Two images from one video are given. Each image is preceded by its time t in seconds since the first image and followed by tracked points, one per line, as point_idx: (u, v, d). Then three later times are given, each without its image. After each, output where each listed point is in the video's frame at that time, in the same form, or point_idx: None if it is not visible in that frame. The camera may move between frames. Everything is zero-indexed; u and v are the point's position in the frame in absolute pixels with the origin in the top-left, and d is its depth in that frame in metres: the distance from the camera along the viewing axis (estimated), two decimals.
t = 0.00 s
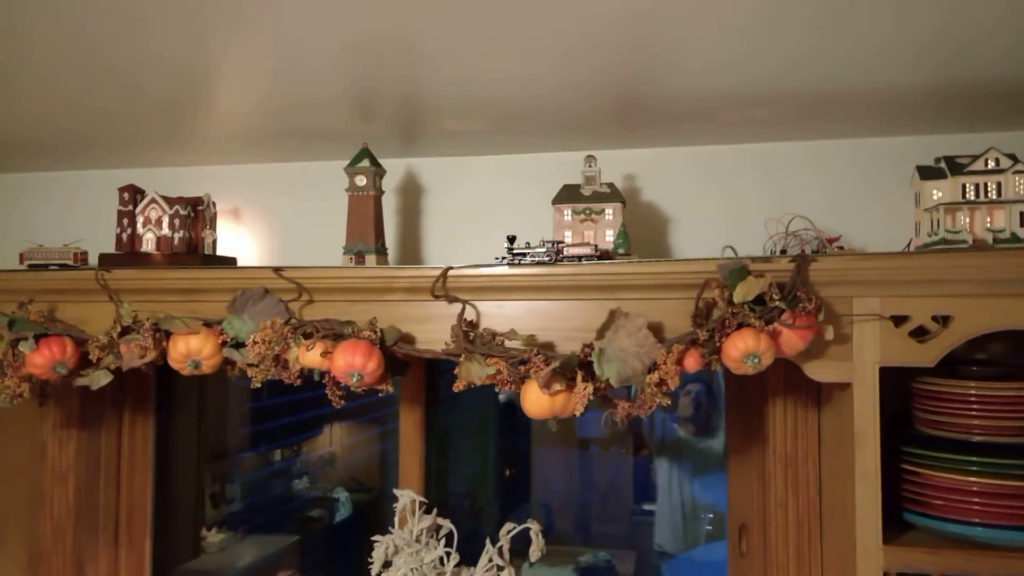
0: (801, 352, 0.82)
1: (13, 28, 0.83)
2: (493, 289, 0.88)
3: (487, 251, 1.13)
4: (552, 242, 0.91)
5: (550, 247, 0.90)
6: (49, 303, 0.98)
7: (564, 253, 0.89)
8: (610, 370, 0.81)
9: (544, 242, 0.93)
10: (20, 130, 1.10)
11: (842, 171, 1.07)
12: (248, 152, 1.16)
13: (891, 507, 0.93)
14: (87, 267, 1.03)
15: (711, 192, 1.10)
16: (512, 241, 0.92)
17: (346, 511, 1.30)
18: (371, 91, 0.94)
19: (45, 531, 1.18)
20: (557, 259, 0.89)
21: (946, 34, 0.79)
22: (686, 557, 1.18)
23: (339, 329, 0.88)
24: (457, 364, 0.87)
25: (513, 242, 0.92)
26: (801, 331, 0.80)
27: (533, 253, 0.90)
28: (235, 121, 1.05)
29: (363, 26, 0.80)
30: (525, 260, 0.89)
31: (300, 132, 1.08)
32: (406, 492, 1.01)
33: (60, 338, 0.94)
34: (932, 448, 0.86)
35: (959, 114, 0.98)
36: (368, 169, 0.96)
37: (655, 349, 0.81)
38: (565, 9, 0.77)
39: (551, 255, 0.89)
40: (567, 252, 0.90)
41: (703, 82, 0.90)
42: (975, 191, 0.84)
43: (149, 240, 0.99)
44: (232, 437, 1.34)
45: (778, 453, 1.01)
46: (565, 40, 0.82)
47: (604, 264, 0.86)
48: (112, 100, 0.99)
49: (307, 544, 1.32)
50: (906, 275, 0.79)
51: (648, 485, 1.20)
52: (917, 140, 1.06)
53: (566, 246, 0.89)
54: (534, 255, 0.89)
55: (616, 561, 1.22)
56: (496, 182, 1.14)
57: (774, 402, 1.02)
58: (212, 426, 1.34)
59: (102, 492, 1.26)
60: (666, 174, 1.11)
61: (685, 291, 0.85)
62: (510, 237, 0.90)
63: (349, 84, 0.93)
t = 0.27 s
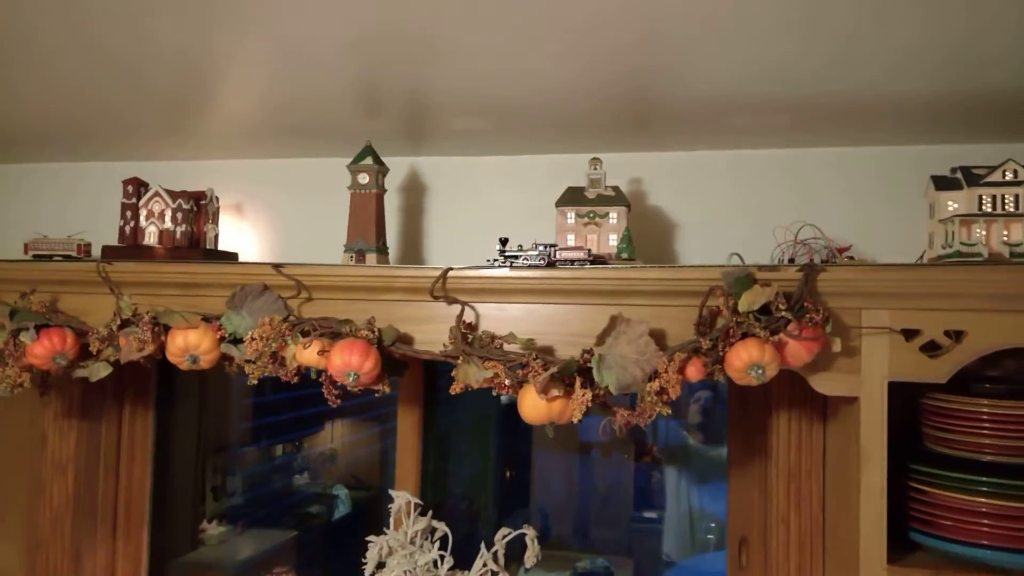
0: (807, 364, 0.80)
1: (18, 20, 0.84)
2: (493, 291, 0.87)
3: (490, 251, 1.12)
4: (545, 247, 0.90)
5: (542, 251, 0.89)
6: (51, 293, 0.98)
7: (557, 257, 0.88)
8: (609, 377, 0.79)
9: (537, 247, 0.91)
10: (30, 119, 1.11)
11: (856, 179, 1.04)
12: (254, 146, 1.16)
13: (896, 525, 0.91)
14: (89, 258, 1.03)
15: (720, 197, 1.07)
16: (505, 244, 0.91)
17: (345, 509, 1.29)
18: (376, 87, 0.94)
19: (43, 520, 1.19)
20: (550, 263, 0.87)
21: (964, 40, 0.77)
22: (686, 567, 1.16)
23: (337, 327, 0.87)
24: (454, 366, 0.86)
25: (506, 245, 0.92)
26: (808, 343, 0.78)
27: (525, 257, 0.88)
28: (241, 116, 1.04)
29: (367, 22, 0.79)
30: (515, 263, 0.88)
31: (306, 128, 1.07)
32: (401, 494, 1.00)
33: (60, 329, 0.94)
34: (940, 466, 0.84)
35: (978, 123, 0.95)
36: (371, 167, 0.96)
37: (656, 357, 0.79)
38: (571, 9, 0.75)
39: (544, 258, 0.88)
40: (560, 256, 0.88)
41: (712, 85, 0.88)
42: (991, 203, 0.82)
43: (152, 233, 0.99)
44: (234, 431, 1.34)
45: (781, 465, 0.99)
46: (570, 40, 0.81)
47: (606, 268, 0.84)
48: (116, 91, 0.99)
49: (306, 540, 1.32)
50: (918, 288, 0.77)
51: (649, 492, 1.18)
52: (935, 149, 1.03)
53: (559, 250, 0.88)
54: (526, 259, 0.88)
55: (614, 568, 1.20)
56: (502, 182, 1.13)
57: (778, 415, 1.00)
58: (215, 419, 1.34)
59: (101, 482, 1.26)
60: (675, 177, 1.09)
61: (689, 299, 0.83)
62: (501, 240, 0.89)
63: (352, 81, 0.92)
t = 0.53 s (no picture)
0: (818, 367, 0.78)
1: (31, 13, 0.84)
2: (501, 288, 0.86)
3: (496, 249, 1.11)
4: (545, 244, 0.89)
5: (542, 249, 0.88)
6: (61, 283, 0.99)
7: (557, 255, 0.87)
8: (616, 377, 0.78)
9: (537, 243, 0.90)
10: (43, 111, 1.12)
11: (871, 182, 1.03)
12: (264, 140, 1.16)
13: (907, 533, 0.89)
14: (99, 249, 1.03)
15: (732, 198, 1.06)
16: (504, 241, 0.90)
17: (351, 505, 1.29)
18: (386, 83, 0.93)
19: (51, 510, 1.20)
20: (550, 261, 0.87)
21: (986, 40, 0.75)
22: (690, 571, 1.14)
23: (343, 322, 0.86)
24: (460, 364, 0.85)
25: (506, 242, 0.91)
26: (820, 345, 0.76)
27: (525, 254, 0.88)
28: (252, 110, 1.04)
29: (377, 17, 0.78)
30: (515, 260, 0.88)
31: (316, 122, 1.07)
32: (405, 491, 1.00)
33: (68, 319, 0.94)
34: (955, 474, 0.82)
35: (998, 125, 0.93)
36: (380, 162, 0.95)
37: (664, 358, 0.78)
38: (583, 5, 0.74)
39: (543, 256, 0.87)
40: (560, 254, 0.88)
41: (726, 84, 0.87)
42: (1011, 207, 0.80)
43: (161, 225, 0.99)
44: (241, 426, 1.34)
45: (790, 471, 0.97)
46: (583, 38, 0.80)
47: (616, 267, 0.83)
48: (129, 84, 1.00)
49: (311, 536, 1.31)
50: (934, 292, 0.75)
51: (654, 495, 1.17)
52: (952, 152, 1.01)
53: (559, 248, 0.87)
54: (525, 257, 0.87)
55: (618, 571, 1.19)
56: (511, 179, 1.12)
57: (787, 419, 0.99)
58: (222, 413, 1.34)
59: (108, 474, 1.27)
60: (687, 177, 1.08)
61: (699, 299, 0.81)
62: (500, 236, 0.89)
63: (362, 76, 0.92)
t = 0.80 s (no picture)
0: (853, 369, 0.77)
1: (59, 10, 0.84)
2: (527, 287, 0.85)
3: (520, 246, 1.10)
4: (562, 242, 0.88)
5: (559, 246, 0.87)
6: (86, 280, 0.99)
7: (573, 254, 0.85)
8: (645, 378, 0.77)
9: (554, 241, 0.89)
10: (69, 109, 1.12)
11: (903, 180, 1.01)
12: (286, 137, 1.15)
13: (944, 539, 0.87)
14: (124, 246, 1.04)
15: (762, 196, 1.04)
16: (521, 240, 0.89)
17: (372, 504, 1.28)
18: (411, 79, 0.92)
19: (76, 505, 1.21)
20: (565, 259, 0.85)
21: None
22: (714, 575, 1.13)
23: (367, 320, 0.86)
24: (485, 363, 0.84)
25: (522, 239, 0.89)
26: (855, 347, 0.74)
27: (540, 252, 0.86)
28: (276, 107, 1.04)
29: (404, 13, 0.77)
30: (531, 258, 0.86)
31: (339, 119, 1.06)
32: (428, 491, 0.99)
33: (94, 316, 0.94)
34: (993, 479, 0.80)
35: None
36: (405, 159, 0.94)
37: (694, 358, 0.77)
38: None
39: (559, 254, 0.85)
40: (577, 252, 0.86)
41: (757, 79, 0.86)
42: None
43: (185, 222, 0.99)
44: (261, 424, 1.34)
45: (820, 474, 0.96)
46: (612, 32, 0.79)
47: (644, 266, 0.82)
48: (154, 82, 1.00)
49: (332, 535, 1.31)
50: (974, 293, 0.73)
51: (677, 497, 1.15)
52: (988, 149, 0.99)
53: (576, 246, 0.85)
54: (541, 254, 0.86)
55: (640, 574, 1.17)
56: (535, 177, 1.11)
57: (817, 421, 0.97)
58: (243, 412, 1.34)
59: (132, 471, 1.27)
60: (713, 175, 1.06)
61: (730, 299, 0.80)
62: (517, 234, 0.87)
63: (387, 73, 0.91)
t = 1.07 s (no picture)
0: (868, 366, 0.76)
1: (64, 22, 0.84)
2: (536, 289, 0.85)
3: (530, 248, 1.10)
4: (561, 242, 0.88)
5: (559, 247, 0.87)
6: (96, 291, 0.99)
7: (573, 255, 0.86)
8: (656, 379, 0.76)
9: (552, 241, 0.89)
10: (76, 120, 1.13)
11: (914, 173, 1.00)
12: (292, 143, 1.15)
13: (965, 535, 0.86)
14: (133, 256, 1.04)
15: (770, 192, 1.03)
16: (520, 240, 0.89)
17: (385, 508, 1.28)
18: (415, 82, 0.92)
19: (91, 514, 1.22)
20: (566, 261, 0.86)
21: None
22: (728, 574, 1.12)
23: (376, 325, 0.86)
24: (495, 366, 0.83)
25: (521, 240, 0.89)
26: (870, 344, 0.73)
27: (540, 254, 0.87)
28: (281, 113, 1.04)
29: (407, 17, 0.77)
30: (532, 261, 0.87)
31: (344, 124, 1.06)
32: (441, 496, 0.99)
33: (104, 327, 0.95)
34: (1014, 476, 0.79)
35: None
36: (411, 163, 0.94)
37: (707, 358, 0.76)
38: None
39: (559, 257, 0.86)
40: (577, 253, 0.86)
41: (764, 75, 0.85)
42: None
43: (193, 231, 0.99)
44: (272, 430, 1.34)
45: (836, 471, 0.95)
46: (616, 31, 0.78)
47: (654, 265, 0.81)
48: (159, 91, 1.00)
49: (345, 540, 1.31)
50: (990, 286, 0.72)
51: (689, 496, 1.14)
52: (1000, 140, 0.97)
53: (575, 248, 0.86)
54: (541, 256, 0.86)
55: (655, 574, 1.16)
56: (541, 177, 1.11)
57: (833, 418, 0.96)
58: (253, 418, 1.34)
59: (145, 480, 1.28)
60: (721, 172, 1.05)
61: (742, 297, 0.79)
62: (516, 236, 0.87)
63: (391, 76, 0.91)
